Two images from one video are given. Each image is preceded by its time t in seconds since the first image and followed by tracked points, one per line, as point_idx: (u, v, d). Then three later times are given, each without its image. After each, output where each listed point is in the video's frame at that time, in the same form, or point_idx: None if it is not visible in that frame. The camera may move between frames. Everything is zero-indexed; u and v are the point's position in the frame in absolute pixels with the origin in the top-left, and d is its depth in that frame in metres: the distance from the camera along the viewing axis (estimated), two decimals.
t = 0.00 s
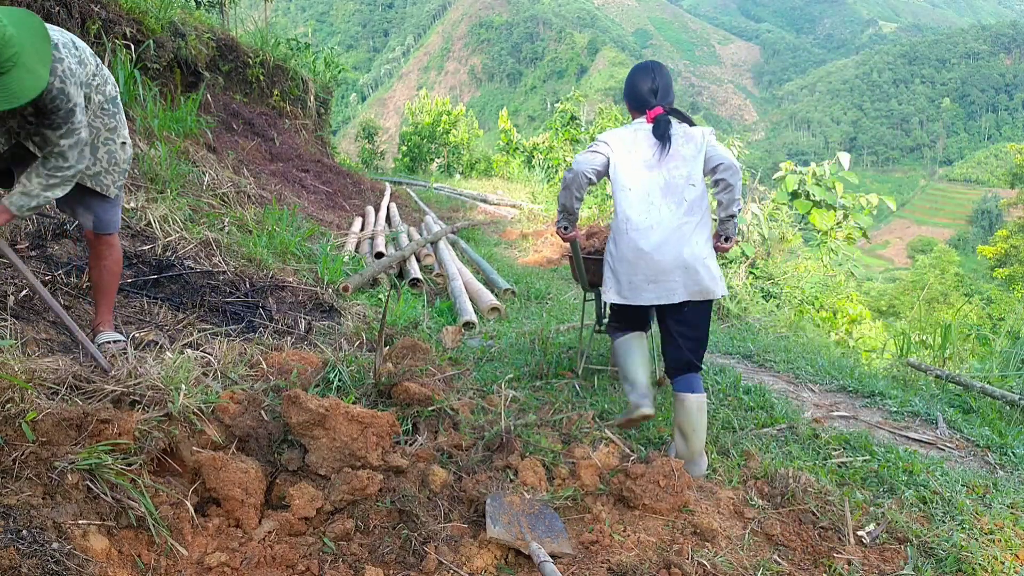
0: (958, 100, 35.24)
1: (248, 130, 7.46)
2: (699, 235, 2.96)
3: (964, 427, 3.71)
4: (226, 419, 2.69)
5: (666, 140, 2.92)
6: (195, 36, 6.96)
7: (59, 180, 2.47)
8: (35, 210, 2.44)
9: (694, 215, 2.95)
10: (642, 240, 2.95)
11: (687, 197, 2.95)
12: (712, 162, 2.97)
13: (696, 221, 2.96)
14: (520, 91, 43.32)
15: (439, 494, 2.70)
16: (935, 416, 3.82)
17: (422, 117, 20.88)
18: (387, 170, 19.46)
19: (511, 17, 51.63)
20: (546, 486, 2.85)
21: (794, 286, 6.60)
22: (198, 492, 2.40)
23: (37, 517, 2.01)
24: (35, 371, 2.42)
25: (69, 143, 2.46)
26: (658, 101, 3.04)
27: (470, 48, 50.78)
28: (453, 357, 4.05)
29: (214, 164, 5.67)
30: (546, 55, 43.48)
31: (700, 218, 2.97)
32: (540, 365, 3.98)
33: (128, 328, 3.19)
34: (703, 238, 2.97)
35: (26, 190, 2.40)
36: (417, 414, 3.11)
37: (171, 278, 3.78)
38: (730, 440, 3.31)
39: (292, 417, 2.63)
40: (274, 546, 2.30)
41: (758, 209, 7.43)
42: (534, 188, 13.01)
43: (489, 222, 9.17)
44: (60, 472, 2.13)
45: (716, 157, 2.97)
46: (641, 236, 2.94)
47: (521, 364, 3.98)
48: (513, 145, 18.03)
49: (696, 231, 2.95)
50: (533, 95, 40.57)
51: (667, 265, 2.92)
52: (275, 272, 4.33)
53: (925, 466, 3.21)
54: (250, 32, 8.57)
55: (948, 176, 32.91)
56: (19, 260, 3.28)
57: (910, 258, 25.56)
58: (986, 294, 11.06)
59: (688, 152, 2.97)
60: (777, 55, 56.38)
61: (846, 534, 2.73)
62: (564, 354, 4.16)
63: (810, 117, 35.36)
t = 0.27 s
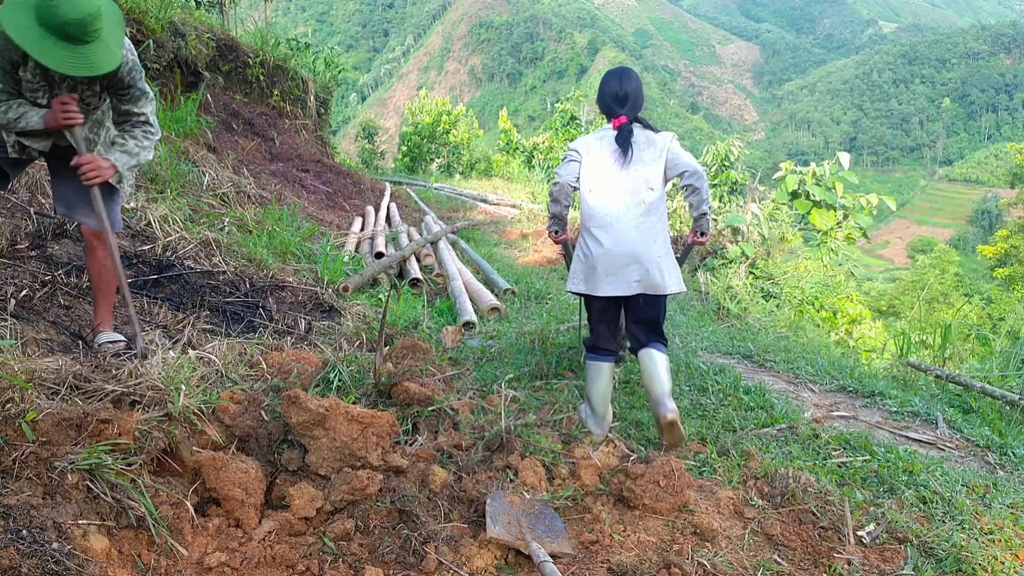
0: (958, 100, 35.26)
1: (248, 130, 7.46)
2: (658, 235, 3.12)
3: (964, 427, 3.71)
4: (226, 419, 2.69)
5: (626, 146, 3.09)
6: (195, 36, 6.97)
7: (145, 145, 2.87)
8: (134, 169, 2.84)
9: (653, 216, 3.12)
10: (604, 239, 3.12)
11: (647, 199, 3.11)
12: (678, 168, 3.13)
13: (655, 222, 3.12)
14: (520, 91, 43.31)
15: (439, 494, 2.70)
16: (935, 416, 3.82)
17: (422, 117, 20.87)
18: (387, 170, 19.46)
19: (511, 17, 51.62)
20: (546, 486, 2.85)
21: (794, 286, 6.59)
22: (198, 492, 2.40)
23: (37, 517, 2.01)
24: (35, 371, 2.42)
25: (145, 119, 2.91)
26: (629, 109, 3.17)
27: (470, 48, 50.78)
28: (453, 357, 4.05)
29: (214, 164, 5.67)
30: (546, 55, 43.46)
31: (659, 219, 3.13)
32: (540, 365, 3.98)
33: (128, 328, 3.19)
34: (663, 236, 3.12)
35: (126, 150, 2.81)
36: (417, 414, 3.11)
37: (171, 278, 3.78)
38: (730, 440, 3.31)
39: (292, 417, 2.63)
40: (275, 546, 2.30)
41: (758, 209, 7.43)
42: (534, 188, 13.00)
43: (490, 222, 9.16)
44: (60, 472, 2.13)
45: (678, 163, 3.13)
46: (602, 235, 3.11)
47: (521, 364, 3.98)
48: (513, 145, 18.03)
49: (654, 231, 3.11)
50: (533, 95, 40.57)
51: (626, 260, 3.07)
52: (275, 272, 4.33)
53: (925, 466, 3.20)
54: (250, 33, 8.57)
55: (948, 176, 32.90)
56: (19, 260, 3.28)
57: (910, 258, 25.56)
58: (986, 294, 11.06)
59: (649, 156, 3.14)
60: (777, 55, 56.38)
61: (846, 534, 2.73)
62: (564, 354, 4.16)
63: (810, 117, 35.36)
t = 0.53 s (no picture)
0: (958, 100, 35.28)
1: (248, 130, 7.46)
2: (647, 225, 3.35)
3: (964, 427, 3.71)
4: (226, 419, 2.69)
5: (618, 139, 3.31)
6: (195, 36, 6.97)
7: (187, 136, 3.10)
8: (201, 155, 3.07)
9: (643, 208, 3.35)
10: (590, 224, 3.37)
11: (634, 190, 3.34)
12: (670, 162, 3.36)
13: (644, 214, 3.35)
14: (520, 91, 43.30)
15: (439, 494, 2.70)
16: (935, 416, 3.82)
17: (422, 117, 20.86)
18: (387, 170, 19.46)
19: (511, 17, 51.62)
20: (546, 486, 2.85)
21: (794, 286, 6.59)
22: (198, 492, 2.40)
23: (37, 517, 2.01)
24: (35, 371, 2.43)
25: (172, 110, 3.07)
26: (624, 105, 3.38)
27: (470, 48, 50.79)
28: (453, 357, 4.05)
29: (213, 164, 5.67)
30: (546, 55, 43.46)
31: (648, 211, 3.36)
32: (540, 365, 3.98)
33: (128, 327, 3.19)
34: (647, 224, 3.32)
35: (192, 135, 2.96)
36: (417, 414, 3.11)
37: (171, 278, 3.78)
38: (730, 440, 3.31)
39: (292, 417, 2.64)
40: (275, 546, 2.30)
41: (758, 209, 7.44)
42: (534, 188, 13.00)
43: (490, 222, 9.17)
44: (60, 472, 2.14)
45: (668, 159, 3.36)
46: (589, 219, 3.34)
47: (521, 364, 3.98)
48: (513, 145, 18.03)
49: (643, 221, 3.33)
50: (533, 95, 40.57)
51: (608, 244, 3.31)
52: (275, 272, 4.33)
53: (925, 466, 3.20)
54: (250, 32, 8.58)
55: (948, 176, 32.91)
56: (19, 260, 3.28)
57: (910, 258, 25.55)
58: (986, 294, 11.06)
59: (640, 150, 3.35)
60: (777, 55, 56.38)
61: (846, 534, 2.73)
62: (564, 354, 4.16)
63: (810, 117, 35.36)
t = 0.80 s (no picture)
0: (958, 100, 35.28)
1: (248, 130, 7.46)
2: (655, 223, 3.78)
3: (964, 427, 3.71)
4: (227, 419, 2.69)
5: (626, 148, 3.75)
6: (195, 36, 6.97)
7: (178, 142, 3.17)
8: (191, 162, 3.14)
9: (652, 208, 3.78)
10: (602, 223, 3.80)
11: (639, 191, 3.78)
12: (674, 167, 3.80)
13: (652, 214, 3.78)
14: (520, 91, 43.29)
15: (439, 494, 2.70)
16: (935, 416, 3.82)
17: (422, 117, 20.86)
18: (388, 170, 19.47)
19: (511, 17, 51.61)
20: (546, 486, 2.85)
21: (794, 286, 6.59)
22: (198, 492, 2.40)
23: (37, 517, 2.01)
24: (34, 371, 2.42)
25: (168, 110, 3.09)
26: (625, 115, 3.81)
27: (470, 48, 50.80)
28: (453, 357, 4.05)
29: (213, 164, 5.67)
30: (546, 55, 43.45)
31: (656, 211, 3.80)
32: (540, 365, 3.98)
33: (128, 328, 3.19)
34: (656, 223, 3.77)
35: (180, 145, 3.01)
36: (417, 414, 3.11)
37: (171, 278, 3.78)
38: (730, 440, 3.31)
39: (292, 417, 2.64)
40: (275, 546, 2.30)
41: (758, 209, 7.44)
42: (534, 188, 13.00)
43: (490, 222, 9.17)
44: (60, 472, 2.14)
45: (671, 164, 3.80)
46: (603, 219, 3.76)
47: (521, 364, 3.98)
48: (513, 145, 18.03)
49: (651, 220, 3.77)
50: (533, 95, 40.58)
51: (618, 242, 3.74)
52: (275, 272, 4.33)
53: (925, 467, 3.20)
54: (250, 32, 8.58)
55: (948, 176, 32.93)
56: (19, 260, 3.28)
57: (909, 258, 25.54)
58: (986, 294, 11.06)
59: (645, 157, 3.81)
60: (777, 55, 56.40)
61: (846, 534, 2.73)
62: (564, 354, 4.15)
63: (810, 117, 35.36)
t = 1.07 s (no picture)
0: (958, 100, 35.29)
1: (248, 130, 7.46)
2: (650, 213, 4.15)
3: (964, 427, 3.71)
4: (227, 419, 2.69)
5: (625, 144, 4.09)
6: (195, 36, 6.97)
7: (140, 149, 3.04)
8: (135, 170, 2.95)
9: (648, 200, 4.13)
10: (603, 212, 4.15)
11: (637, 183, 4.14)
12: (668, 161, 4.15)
13: (648, 204, 4.14)
14: (520, 91, 43.30)
15: (439, 494, 2.70)
16: (935, 416, 3.82)
17: (422, 117, 20.86)
18: (388, 170, 19.47)
19: (511, 17, 51.62)
20: (546, 486, 2.85)
21: (794, 285, 6.60)
22: (198, 492, 2.40)
23: (37, 517, 2.01)
24: (35, 371, 2.42)
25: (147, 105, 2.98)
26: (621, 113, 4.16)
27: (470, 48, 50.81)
28: (453, 357, 4.05)
29: (213, 164, 5.67)
30: (546, 55, 43.46)
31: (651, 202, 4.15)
32: (540, 365, 3.98)
33: (128, 328, 3.19)
34: (652, 214, 4.13)
35: (131, 152, 2.89)
36: (417, 414, 3.11)
37: (170, 278, 3.78)
38: (730, 440, 3.31)
39: (292, 417, 2.64)
40: (275, 546, 2.30)
41: (758, 209, 7.44)
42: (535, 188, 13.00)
43: (490, 222, 9.16)
44: (60, 472, 2.14)
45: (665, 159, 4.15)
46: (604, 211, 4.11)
47: (521, 364, 3.98)
48: (513, 145, 18.03)
49: (647, 210, 4.13)
50: (533, 95, 40.58)
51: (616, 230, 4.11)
52: (275, 272, 4.33)
53: (925, 467, 3.20)
54: (250, 33, 8.58)
55: (948, 176, 32.94)
56: (19, 260, 3.28)
57: (909, 258, 25.54)
58: (986, 294, 11.06)
59: (642, 152, 4.14)
60: (777, 55, 56.41)
61: (846, 534, 2.73)
62: (564, 354, 4.15)
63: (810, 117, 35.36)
